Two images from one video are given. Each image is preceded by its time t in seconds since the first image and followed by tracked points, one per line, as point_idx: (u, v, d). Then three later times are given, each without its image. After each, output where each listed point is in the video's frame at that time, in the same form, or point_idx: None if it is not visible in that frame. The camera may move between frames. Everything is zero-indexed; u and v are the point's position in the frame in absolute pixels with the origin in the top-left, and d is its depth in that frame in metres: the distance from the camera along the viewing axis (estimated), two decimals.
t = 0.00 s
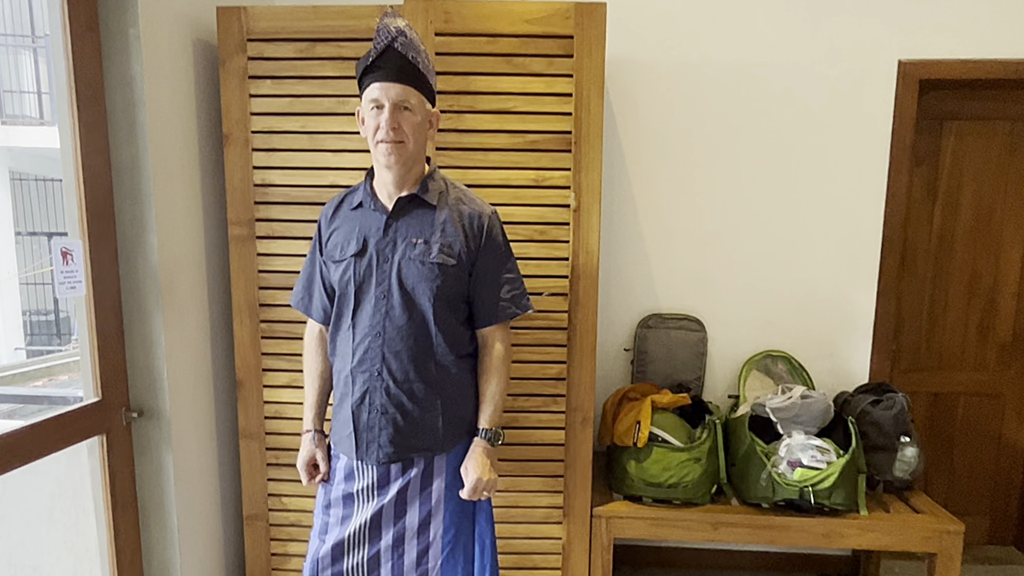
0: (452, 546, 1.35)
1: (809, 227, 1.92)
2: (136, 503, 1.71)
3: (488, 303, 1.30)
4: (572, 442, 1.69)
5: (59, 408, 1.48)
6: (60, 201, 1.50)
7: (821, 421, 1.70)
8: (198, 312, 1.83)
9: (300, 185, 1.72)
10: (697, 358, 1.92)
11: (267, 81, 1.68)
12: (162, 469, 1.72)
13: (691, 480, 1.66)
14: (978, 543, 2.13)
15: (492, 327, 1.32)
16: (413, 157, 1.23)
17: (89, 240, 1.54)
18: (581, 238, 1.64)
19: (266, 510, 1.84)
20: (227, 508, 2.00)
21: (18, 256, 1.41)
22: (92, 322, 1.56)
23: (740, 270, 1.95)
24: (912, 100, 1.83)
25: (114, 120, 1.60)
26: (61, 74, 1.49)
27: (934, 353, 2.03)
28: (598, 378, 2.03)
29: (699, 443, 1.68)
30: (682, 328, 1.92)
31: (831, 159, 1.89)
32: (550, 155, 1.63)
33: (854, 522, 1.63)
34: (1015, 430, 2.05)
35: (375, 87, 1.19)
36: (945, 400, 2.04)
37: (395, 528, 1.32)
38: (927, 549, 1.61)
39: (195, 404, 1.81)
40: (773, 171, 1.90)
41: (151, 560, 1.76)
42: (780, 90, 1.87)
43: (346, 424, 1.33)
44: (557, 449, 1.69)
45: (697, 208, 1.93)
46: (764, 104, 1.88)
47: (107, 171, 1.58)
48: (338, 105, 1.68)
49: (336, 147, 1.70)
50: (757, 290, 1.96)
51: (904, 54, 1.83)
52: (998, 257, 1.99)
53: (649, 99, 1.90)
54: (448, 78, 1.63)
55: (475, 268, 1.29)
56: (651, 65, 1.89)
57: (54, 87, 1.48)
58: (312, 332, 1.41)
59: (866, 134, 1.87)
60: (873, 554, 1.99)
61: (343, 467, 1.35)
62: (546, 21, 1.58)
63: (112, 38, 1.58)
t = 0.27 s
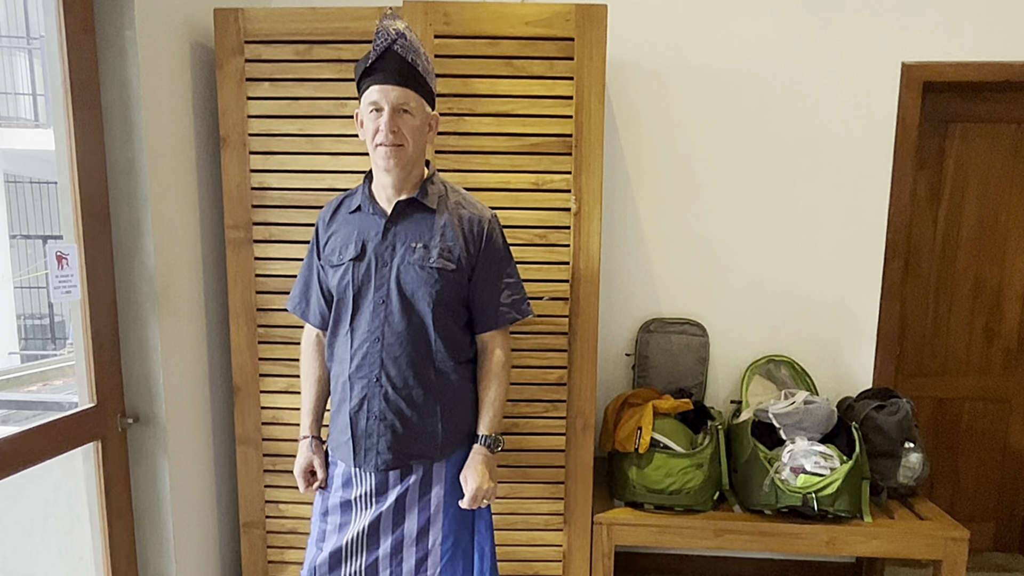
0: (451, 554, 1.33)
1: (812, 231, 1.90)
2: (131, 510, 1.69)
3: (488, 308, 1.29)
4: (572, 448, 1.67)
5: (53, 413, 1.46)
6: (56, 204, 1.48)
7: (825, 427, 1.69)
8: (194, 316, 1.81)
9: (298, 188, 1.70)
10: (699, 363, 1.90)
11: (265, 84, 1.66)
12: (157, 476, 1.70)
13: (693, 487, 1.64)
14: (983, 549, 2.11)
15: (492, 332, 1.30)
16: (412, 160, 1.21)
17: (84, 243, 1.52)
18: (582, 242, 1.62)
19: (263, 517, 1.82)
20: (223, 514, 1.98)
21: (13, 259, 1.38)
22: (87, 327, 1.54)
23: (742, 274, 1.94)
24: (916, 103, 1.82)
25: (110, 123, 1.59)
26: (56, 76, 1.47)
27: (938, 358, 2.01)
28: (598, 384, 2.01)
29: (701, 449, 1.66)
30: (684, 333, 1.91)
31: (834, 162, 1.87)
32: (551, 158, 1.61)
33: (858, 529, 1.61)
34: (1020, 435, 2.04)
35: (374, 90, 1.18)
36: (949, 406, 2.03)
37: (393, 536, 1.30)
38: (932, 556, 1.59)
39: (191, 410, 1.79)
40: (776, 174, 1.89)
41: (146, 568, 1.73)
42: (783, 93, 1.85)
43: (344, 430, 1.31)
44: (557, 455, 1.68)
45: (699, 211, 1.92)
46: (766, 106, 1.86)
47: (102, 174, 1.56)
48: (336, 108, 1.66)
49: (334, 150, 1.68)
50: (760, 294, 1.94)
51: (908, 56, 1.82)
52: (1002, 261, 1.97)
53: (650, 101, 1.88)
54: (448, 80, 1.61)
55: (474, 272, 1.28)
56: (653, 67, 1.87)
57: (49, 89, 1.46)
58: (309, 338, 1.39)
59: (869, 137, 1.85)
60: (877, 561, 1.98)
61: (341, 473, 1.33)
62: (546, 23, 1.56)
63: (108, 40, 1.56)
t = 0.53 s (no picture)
0: (451, 558, 1.32)
1: (816, 231, 1.89)
2: (129, 512, 1.68)
3: (488, 309, 1.27)
4: (574, 450, 1.66)
5: (50, 415, 1.45)
6: (53, 204, 1.47)
7: (829, 429, 1.67)
8: (193, 317, 1.79)
9: (297, 188, 1.69)
10: (701, 365, 1.88)
11: (263, 82, 1.65)
12: (155, 479, 1.68)
13: (696, 489, 1.63)
14: (989, 552, 2.09)
15: (493, 333, 1.29)
16: (413, 159, 1.20)
17: (82, 243, 1.50)
18: (584, 242, 1.61)
19: (262, 520, 1.80)
20: (222, 516, 1.97)
21: (10, 260, 1.36)
22: (84, 328, 1.53)
23: (745, 274, 1.92)
24: (921, 101, 1.80)
25: (107, 122, 1.57)
26: (53, 74, 1.45)
27: (943, 359, 1.99)
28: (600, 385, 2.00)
29: (704, 451, 1.64)
30: (687, 334, 1.89)
31: (839, 161, 1.85)
32: (552, 157, 1.60)
33: (862, 532, 1.60)
34: None
35: (374, 88, 1.16)
36: (955, 407, 2.01)
37: (392, 539, 1.29)
38: (937, 559, 1.58)
39: (189, 411, 1.78)
40: (780, 174, 1.87)
41: (144, 571, 1.72)
42: (786, 91, 1.83)
43: (343, 432, 1.29)
44: (559, 457, 1.66)
45: (702, 210, 1.90)
46: (770, 105, 1.84)
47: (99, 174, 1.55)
48: (336, 106, 1.65)
49: (334, 149, 1.67)
50: (763, 294, 1.92)
51: (913, 54, 1.80)
52: (1009, 261, 1.95)
53: (652, 99, 1.87)
54: (448, 78, 1.60)
55: (475, 273, 1.26)
56: (656, 66, 1.86)
57: (46, 87, 1.45)
58: (309, 338, 1.37)
59: (874, 135, 1.84)
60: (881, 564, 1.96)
61: (340, 475, 1.31)
62: (548, 20, 1.55)
63: (105, 38, 1.54)
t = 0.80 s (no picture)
0: (451, 565, 1.30)
1: (820, 234, 1.87)
2: (126, 517, 1.66)
3: (489, 312, 1.25)
4: (575, 456, 1.64)
5: (46, 419, 1.43)
6: (50, 206, 1.45)
7: (834, 434, 1.65)
8: (190, 320, 1.78)
9: (295, 190, 1.67)
10: (705, 369, 1.86)
11: (262, 83, 1.63)
12: (153, 483, 1.67)
13: (698, 495, 1.61)
14: (996, 559, 2.07)
15: (493, 337, 1.27)
16: (412, 161, 1.18)
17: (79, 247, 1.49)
18: (585, 245, 1.59)
19: (260, 525, 1.79)
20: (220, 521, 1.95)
21: (6, 262, 1.34)
22: (81, 332, 1.51)
23: (749, 277, 1.90)
24: (927, 102, 1.79)
25: (103, 124, 1.55)
26: (49, 75, 1.44)
27: (949, 363, 1.98)
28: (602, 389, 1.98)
29: (707, 457, 1.62)
30: (690, 338, 1.87)
31: (844, 163, 1.83)
32: (553, 159, 1.58)
33: (867, 538, 1.58)
34: None
35: (373, 90, 1.14)
36: (961, 412, 1.99)
37: (391, 546, 1.27)
38: (943, 566, 1.56)
39: (187, 415, 1.76)
40: (784, 176, 1.85)
41: None
42: (791, 92, 1.82)
43: (342, 437, 1.27)
44: (560, 462, 1.64)
45: (705, 212, 1.88)
46: (774, 106, 1.83)
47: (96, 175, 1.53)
48: (335, 108, 1.63)
49: (333, 151, 1.65)
50: (767, 297, 1.90)
51: (919, 54, 1.78)
52: (1016, 264, 1.94)
53: (655, 100, 1.85)
54: (448, 79, 1.58)
55: (475, 275, 1.24)
56: (659, 67, 1.84)
57: (42, 88, 1.43)
58: (308, 342, 1.36)
59: (880, 137, 1.82)
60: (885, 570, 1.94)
61: (339, 481, 1.30)
62: (549, 20, 1.53)
63: (101, 39, 1.53)
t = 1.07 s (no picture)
0: None
1: (826, 242, 1.85)
2: (125, 528, 1.65)
3: (491, 323, 1.24)
4: (579, 467, 1.62)
5: (45, 431, 1.41)
6: (48, 215, 1.43)
7: (840, 445, 1.63)
8: (190, 329, 1.76)
9: (296, 199, 1.65)
10: (710, 379, 1.85)
11: (262, 91, 1.61)
12: (152, 494, 1.65)
13: (703, 506, 1.59)
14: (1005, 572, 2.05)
15: (496, 348, 1.25)
16: (413, 169, 1.17)
17: (78, 256, 1.47)
18: (589, 255, 1.57)
19: (260, 537, 1.77)
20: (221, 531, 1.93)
21: (5, 272, 1.33)
22: (81, 343, 1.50)
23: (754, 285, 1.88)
24: (934, 109, 1.77)
25: (102, 132, 1.54)
26: (48, 83, 1.42)
27: (956, 374, 1.96)
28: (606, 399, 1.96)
29: (712, 468, 1.60)
30: (694, 347, 1.86)
31: (851, 170, 1.81)
32: (557, 167, 1.56)
33: (874, 551, 1.56)
34: None
35: (373, 97, 1.13)
36: (969, 424, 1.97)
37: (393, 558, 1.25)
38: None
39: (187, 425, 1.74)
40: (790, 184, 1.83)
41: None
42: (797, 99, 1.80)
43: (343, 449, 1.26)
44: (563, 474, 1.63)
45: (710, 219, 1.86)
46: (779, 113, 1.81)
47: (95, 184, 1.52)
48: (336, 116, 1.62)
49: (334, 160, 1.63)
50: (772, 305, 1.89)
51: (927, 61, 1.76)
52: None
53: (659, 107, 1.83)
54: (450, 87, 1.56)
55: (477, 286, 1.23)
56: (664, 74, 1.82)
57: (41, 96, 1.41)
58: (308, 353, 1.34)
59: (886, 144, 1.80)
60: None
61: (340, 492, 1.28)
62: (552, 27, 1.51)
63: (100, 47, 1.51)
